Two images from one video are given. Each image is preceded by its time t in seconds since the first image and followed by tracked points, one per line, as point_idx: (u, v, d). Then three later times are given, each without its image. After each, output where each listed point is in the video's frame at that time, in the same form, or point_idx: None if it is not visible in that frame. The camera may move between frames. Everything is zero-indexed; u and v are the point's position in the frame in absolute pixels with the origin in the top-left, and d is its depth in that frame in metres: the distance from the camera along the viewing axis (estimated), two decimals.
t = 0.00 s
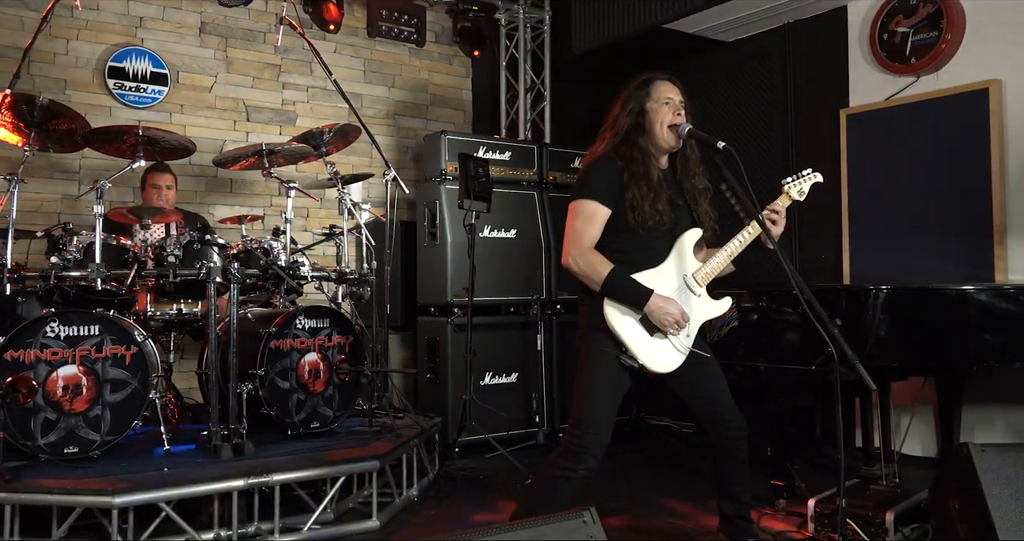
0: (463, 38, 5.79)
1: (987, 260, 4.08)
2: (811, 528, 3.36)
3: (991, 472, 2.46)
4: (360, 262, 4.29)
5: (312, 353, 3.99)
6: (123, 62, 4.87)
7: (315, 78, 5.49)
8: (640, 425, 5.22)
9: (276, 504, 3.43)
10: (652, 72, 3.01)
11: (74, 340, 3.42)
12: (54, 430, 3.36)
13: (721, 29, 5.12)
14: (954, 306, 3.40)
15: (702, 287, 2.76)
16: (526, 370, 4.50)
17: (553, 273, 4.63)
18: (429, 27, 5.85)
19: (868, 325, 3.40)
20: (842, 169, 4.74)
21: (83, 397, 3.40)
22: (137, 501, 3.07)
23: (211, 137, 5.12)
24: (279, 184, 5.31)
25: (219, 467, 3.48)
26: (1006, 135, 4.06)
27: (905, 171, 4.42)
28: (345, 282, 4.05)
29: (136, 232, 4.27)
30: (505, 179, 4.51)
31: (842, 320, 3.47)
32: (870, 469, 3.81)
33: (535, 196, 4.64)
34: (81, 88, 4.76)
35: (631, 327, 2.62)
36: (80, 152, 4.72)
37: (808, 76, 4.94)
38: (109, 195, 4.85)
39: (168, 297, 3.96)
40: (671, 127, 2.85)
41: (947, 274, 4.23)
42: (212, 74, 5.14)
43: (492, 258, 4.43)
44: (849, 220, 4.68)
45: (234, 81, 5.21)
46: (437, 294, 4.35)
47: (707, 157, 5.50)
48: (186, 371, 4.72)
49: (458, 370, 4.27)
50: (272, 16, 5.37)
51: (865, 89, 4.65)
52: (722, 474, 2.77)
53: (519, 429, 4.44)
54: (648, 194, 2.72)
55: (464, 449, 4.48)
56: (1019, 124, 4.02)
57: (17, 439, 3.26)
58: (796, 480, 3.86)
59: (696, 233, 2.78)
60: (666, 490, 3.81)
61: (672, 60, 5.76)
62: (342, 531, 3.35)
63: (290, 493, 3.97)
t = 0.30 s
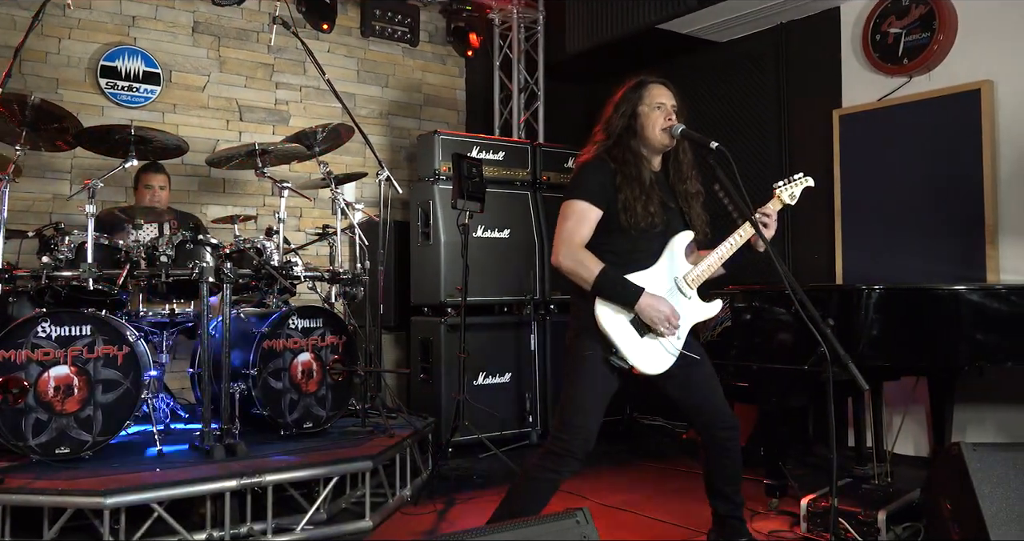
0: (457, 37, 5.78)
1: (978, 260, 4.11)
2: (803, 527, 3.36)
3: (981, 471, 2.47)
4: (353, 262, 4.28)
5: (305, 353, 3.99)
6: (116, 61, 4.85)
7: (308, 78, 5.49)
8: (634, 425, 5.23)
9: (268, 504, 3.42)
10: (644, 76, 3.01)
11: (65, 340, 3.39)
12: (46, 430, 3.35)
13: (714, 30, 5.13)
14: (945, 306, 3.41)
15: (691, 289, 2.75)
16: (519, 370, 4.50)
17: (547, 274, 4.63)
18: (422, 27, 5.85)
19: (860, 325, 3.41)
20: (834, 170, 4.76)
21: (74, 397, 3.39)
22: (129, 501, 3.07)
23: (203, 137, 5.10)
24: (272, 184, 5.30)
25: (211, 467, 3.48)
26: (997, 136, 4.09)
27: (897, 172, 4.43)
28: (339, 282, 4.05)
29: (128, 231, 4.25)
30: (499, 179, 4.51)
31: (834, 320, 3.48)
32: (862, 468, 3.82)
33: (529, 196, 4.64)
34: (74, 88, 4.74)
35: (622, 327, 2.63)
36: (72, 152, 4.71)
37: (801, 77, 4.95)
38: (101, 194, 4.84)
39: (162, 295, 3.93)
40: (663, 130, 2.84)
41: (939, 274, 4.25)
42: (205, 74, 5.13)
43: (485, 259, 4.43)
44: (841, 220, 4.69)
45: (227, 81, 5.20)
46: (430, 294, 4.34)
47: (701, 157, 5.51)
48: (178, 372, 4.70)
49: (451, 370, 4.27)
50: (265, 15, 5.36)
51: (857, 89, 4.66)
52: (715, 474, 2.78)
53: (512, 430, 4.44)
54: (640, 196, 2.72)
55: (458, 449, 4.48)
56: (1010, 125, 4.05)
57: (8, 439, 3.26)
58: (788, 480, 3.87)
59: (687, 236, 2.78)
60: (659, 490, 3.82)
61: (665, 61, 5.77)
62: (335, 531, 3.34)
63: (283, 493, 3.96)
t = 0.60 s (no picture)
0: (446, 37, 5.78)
1: (963, 261, 4.14)
2: (791, 526, 3.38)
3: (966, 469, 2.49)
4: (342, 262, 4.26)
5: (293, 353, 3.98)
6: (103, 60, 4.83)
7: (297, 77, 5.47)
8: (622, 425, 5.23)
9: (256, 505, 3.41)
10: (630, 76, 3.02)
11: (51, 340, 3.37)
12: (31, 431, 3.32)
13: (703, 31, 5.15)
14: (931, 306, 3.44)
15: (675, 289, 2.78)
16: (508, 370, 4.50)
17: (535, 274, 4.64)
18: (412, 26, 5.84)
19: (848, 325, 3.42)
20: (821, 171, 4.78)
21: (59, 398, 3.37)
22: (115, 503, 3.05)
23: (191, 136, 5.08)
24: (260, 183, 5.28)
25: (198, 468, 3.47)
26: (982, 138, 4.13)
27: (884, 173, 4.46)
28: (327, 282, 4.04)
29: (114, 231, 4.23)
30: (488, 179, 4.51)
31: (821, 320, 3.49)
32: (849, 467, 3.84)
33: (518, 196, 4.64)
34: (60, 86, 4.71)
35: (605, 326, 2.65)
36: (58, 150, 4.67)
37: (789, 78, 4.97)
38: (87, 194, 4.80)
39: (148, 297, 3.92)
40: (649, 130, 2.86)
41: (925, 274, 4.28)
42: (193, 72, 5.11)
43: (474, 259, 4.42)
44: (828, 221, 4.71)
45: (215, 80, 5.18)
46: (419, 294, 4.33)
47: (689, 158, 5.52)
48: (164, 372, 4.67)
49: (440, 370, 4.26)
50: (254, 14, 5.34)
51: (844, 90, 4.69)
52: (702, 472, 2.78)
53: (500, 430, 4.43)
54: (623, 199, 2.73)
55: (446, 450, 4.47)
56: (995, 128, 4.09)
57: None
58: (776, 479, 3.89)
59: (672, 235, 2.79)
60: (647, 490, 3.82)
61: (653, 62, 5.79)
62: (323, 532, 3.33)
63: (271, 494, 3.94)
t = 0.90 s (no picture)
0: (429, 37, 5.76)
1: (942, 261, 4.18)
2: (771, 525, 3.40)
3: (944, 467, 2.51)
4: (323, 262, 4.24)
5: (274, 353, 3.96)
6: (81, 57, 4.77)
7: (278, 75, 5.44)
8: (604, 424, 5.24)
9: (236, 506, 3.39)
10: (613, 75, 3.03)
11: (27, 341, 3.32)
12: (7, 433, 3.27)
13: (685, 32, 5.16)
14: (910, 306, 3.47)
15: (656, 287, 2.78)
16: (490, 370, 4.49)
17: (518, 274, 4.64)
18: (394, 25, 5.82)
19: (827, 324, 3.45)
20: (801, 172, 4.82)
21: (36, 399, 3.32)
22: (93, 505, 3.02)
23: (171, 135, 5.04)
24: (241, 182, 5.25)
25: (178, 469, 3.44)
26: (960, 140, 4.19)
27: (864, 174, 4.50)
28: (309, 282, 4.02)
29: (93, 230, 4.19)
30: (471, 179, 4.50)
31: (801, 319, 3.52)
32: (829, 466, 3.87)
33: (501, 196, 4.63)
34: (37, 84, 4.65)
35: (586, 324, 2.66)
36: (35, 149, 4.62)
37: (770, 79, 5.00)
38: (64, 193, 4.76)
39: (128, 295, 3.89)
40: (631, 130, 2.88)
41: (903, 274, 4.32)
42: (173, 70, 5.07)
43: (457, 259, 4.42)
44: (809, 221, 4.74)
45: (195, 78, 5.14)
46: (401, 294, 4.32)
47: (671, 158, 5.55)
48: (143, 372, 4.63)
49: (422, 370, 4.25)
50: (234, 12, 5.30)
51: (824, 92, 4.73)
52: (682, 471, 2.80)
53: (483, 430, 4.43)
54: (607, 198, 2.73)
55: (429, 450, 4.46)
56: (972, 129, 4.15)
57: None
58: (756, 477, 3.92)
59: (653, 235, 2.80)
60: (628, 488, 3.84)
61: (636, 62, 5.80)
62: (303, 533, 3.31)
63: (251, 495, 3.92)
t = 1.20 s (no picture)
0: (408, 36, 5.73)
1: (917, 261, 4.23)
2: (748, 523, 3.43)
3: (918, 465, 2.54)
4: (302, 261, 4.21)
5: (252, 354, 3.93)
6: (55, 54, 4.71)
7: (256, 74, 5.40)
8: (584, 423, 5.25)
9: (213, 508, 3.37)
10: (593, 74, 3.03)
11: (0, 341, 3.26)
12: None
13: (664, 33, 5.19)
14: (885, 305, 3.51)
15: (636, 285, 2.79)
16: (470, 370, 4.49)
17: (498, 274, 4.63)
18: (374, 24, 5.80)
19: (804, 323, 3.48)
20: (779, 173, 4.85)
21: (9, 401, 3.27)
22: (68, 507, 3.00)
23: (147, 133, 4.99)
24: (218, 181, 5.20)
25: (154, 471, 3.41)
26: (935, 142, 4.24)
27: (841, 175, 4.54)
28: (287, 282, 3.99)
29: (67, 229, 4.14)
30: (451, 178, 4.49)
31: (779, 318, 3.54)
32: (806, 464, 3.90)
33: (480, 196, 4.62)
34: (10, 81, 4.59)
35: (567, 322, 2.67)
36: (8, 147, 4.56)
37: (748, 80, 5.03)
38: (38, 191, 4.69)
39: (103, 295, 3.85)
40: (610, 130, 2.88)
41: (880, 274, 4.37)
42: (150, 68, 5.02)
43: (436, 259, 4.40)
44: (787, 221, 4.78)
45: (172, 76, 5.10)
46: (380, 294, 4.30)
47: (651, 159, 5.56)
48: (119, 373, 4.58)
49: (401, 370, 4.24)
50: (212, 10, 5.26)
51: (802, 93, 4.77)
52: (660, 469, 2.81)
53: (462, 429, 4.42)
54: (585, 197, 2.74)
55: (408, 450, 4.44)
56: (947, 132, 4.20)
57: None
58: (734, 476, 3.94)
59: (631, 234, 2.81)
60: (607, 488, 3.85)
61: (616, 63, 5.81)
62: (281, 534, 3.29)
63: (228, 496, 3.89)
